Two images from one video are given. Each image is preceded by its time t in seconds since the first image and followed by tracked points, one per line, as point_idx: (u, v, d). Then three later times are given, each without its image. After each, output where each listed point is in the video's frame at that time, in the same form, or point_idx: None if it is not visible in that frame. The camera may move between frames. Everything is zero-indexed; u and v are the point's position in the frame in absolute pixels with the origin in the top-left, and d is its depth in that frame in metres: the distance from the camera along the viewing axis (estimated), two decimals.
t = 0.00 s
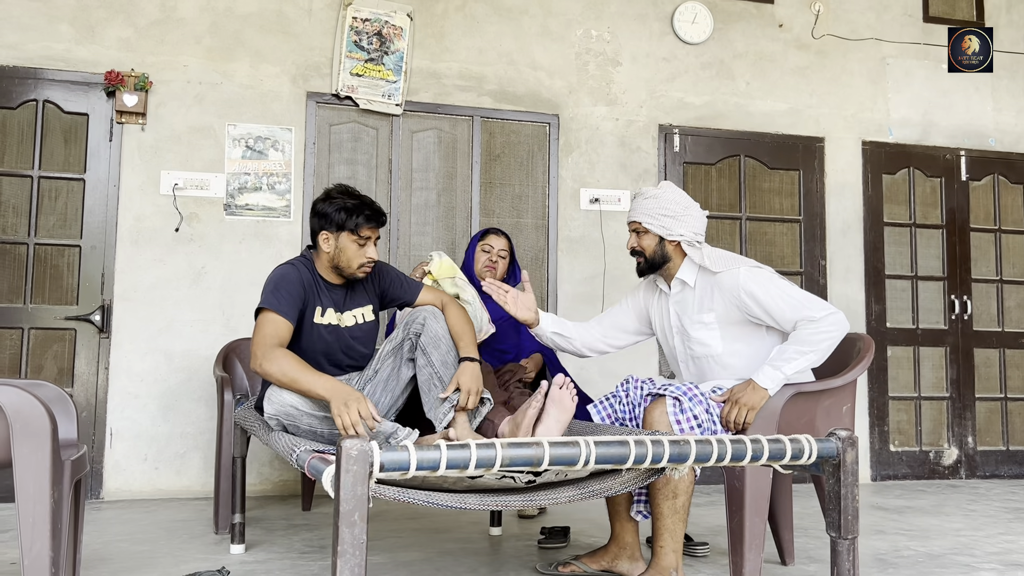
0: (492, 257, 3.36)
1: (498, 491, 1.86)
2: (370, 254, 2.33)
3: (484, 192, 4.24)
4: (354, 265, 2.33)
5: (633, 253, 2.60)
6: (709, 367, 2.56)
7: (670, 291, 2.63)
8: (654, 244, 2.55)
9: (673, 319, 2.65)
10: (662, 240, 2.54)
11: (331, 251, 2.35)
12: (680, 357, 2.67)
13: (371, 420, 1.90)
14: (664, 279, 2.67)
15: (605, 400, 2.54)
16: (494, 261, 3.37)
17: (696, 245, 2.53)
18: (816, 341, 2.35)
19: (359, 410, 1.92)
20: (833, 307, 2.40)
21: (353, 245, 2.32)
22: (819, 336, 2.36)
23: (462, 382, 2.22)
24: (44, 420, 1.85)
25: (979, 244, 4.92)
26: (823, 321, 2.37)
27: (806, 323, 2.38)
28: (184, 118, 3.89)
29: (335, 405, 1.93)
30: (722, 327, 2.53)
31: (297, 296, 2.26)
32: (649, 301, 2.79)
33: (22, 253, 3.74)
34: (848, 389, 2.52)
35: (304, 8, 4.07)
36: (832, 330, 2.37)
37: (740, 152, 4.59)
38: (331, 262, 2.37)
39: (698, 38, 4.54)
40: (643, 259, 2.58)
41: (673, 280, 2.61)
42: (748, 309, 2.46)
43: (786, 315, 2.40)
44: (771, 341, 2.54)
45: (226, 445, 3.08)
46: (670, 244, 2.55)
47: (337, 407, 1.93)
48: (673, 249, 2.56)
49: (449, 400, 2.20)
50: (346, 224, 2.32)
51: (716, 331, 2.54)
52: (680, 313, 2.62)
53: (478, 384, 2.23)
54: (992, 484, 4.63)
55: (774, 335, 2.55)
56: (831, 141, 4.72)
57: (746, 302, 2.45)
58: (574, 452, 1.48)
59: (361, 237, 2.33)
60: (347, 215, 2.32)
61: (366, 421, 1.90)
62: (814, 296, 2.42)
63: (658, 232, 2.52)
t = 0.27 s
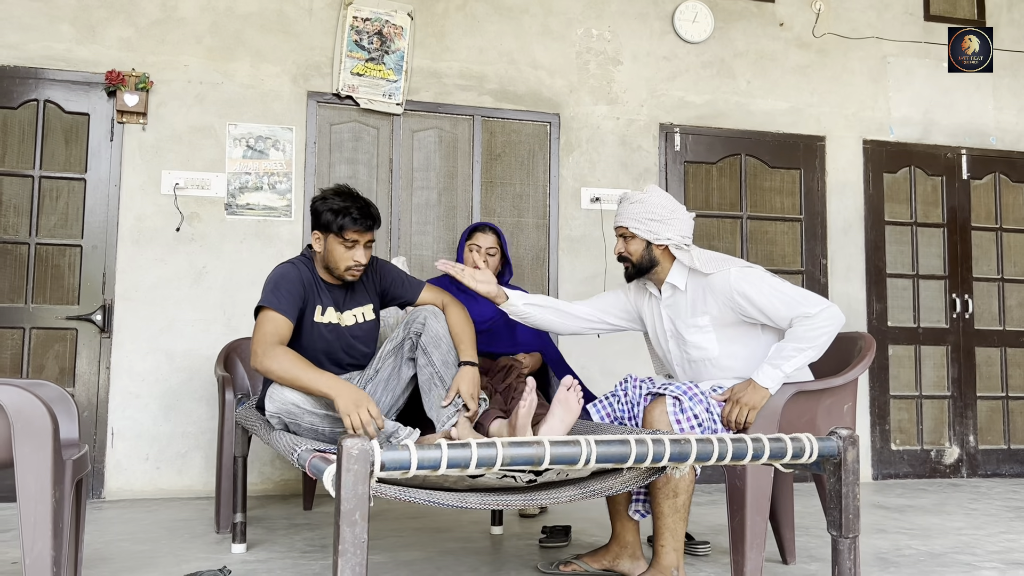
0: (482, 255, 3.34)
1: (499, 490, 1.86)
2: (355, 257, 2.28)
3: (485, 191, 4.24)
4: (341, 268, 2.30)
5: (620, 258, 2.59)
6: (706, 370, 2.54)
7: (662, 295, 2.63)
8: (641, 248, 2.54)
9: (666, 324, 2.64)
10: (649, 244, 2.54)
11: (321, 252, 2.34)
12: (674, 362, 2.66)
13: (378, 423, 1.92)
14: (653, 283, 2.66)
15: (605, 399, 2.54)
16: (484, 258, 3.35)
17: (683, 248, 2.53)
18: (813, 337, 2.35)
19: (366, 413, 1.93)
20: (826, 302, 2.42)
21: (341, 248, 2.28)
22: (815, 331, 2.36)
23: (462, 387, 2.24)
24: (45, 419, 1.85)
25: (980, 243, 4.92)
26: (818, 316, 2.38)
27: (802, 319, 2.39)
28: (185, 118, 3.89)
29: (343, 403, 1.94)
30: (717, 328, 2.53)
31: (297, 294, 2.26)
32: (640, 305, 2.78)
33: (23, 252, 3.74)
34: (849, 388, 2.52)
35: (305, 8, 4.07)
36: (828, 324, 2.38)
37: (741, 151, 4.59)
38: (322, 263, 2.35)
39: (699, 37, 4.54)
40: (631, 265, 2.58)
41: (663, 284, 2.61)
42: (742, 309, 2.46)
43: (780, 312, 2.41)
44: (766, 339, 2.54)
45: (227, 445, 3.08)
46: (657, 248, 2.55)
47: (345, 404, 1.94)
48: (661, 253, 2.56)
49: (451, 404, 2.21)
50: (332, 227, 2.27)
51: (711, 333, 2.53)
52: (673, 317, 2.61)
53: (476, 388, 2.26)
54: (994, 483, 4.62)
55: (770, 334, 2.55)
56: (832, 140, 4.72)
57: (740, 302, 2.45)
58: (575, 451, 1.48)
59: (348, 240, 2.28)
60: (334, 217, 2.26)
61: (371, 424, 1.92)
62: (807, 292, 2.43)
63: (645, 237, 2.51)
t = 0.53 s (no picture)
0: (474, 256, 3.34)
1: (500, 489, 1.86)
2: (336, 255, 2.28)
3: (486, 190, 4.24)
4: (327, 267, 2.31)
5: (623, 254, 2.60)
6: (705, 367, 2.54)
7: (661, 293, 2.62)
8: (643, 244, 2.55)
9: (666, 321, 2.64)
10: (651, 241, 2.54)
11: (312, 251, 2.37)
12: (674, 359, 2.66)
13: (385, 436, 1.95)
14: (654, 280, 2.66)
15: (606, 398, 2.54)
16: (476, 258, 3.35)
17: (685, 244, 2.53)
18: (813, 336, 2.36)
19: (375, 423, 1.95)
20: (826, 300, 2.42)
21: (325, 246, 2.29)
22: (815, 330, 2.37)
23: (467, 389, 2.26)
24: (46, 418, 1.85)
25: (982, 242, 4.91)
26: (818, 314, 2.38)
27: (802, 317, 2.39)
28: (186, 117, 3.89)
29: (357, 406, 1.94)
30: (717, 326, 2.53)
31: (297, 294, 2.26)
32: (641, 304, 2.78)
33: (24, 252, 3.74)
34: (850, 387, 2.51)
35: (305, 7, 4.07)
36: (828, 322, 2.38)
37: (742, 150, 4.58)
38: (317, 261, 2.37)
39: (699, 36, 4.54)
40: (634, 260, 2.58)
41: (664, 282, 2.60)
42: (742, 307, 2.46)
43: (780, 310, 2.41)
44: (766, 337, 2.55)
45: (228, 444, 3.08)
46: (659, 244, 2.55)
47: (358, 407, 1.95)
48: (662, 249, 2.55)
49: (455, 404, 2.20)
50: (313, 226, 2.29)
51: (711, 330, 2.53)
52: (673, 314, 2.61)
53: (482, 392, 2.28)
54: (995, 481, 4.62)
55: (769, 331, 2.55)
56: (833, 139, 4.71)
57: (740, 301, 2.44)
58: (576, 450, 1.48)
59: (331, 236, 2.28)
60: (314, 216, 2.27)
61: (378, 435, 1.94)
62: (807, 291, 2.43)
63: (647, 232, 2.52)
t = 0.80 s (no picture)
0: (473, 258, 3.34)
1: (500, 489, 1.86)
2: (341, 250, 2.28)
3: (486, 189, 4.24)
4: (331, 264, 2.31)
5: (637, 245, 2.63)
6: (711, 360, 2.57)
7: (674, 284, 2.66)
8: (658, 235, 2.58)
9: (677, 313, 2.67)
10: (666, 231, 2.57)
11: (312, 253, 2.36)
12: (682, 351, 2.68)
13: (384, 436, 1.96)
14: (668, 271, 2.70)
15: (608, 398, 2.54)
16: (476, 259, 3.35)
17: (699, 236, 2.56)
18: (817, 337, 2.34)
19: (376, 422, 1.96)
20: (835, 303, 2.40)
21: (326, 242, 2.30)
22: (820, 332, 2.35)
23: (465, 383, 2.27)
24: (47, 417, 1.85)
25: (983, 240, 4.91)
26: (824, 316, 2.36)
27: (808, 318, 2.38)
28: (186, 116, 3.89)
29: (357, 404, 1.95)
30: (724, 320, 2.55)
31: (294, 295, 2.26)
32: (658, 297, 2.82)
33: (25, 251, 3.74)
34: (851, 385, 2.51)
35: (305, 6, 4.07)
36: (835, 325, 2.36)
37: (742, 148, 4.58)
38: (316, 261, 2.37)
39: (700, 35, 4.54)
40: (648, 251, 2.62)
41: (677, 273, 2.65)
42: (750, 302, 2.47)
43: (787, 309, 2.41)
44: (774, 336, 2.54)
45: (228, 443, 3.09)
46: (674, 235, 2.58)
47: (358, 405, 1.95)
48: (677, 240, 2.59)
49: (456, 402, 2.24)
50: (314, 224, 2.29)
51: (719, 324, 2.55)
52: (683, 306, 2.64)
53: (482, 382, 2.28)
54: (996, 479, 4.62)
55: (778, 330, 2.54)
56: (833, 137, 4.71)
57: (748, 295, 2.46)
58: (577, 448, 1.48)
59: (332, 230, 2.29)
60: (314, 212, 2.29)
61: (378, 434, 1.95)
62: (818, 292, 2.41)
63: (662, 223, 2.55)
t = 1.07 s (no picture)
0: (477, 258, 3.34)
1: (502, 488, 1.87)
2: (370, 234, 2.38)
3: (487, 188, 4.23)
4: (358, 250, 2.36)
5: (651, 238, 2.64)
6: (716, 353, 2.57)
7: (686, 277, 2.67)
8: (672, 228, 2.59)
9: (687, 306, 2.68)
10: (680, 225, 2.59)
11: (333, 244, 2.35)
12: (689, 344, 2.68)
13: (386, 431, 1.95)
14: (680, 265, 2.71)
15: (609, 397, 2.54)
16: (480, 259, 3.35)
17: (712, 231, 2.57)
18: (822, 338, 2.33)
19: (377, 418, 1.96)
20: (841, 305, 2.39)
21: (351, 230, 2.35)
22: (827, 330, 2.34)
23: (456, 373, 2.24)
24: (48, 417, 1.85)
25: (983, 238, 4.91)
26: (830, 315, 2.35)
27: (815, 316, 2.36)
28: (187, 115, 3.89)
29: (358, 400, 1.95)
30: (731, 314, 2.54)
31: (291, 294, 2.26)
32: (669, 293, 2.82)
33: (26, 251, 3.74)
34: (852, 384, 2.51)
35: (306, 5, 4.07)
36: (841, 326, 2.35)
37: (743, 147, 4.58)
38: (332, 257, 2.36)
39: (700, 33, 4.53)
40: (660, 244, 2.62)
41: (688, 267, 2.66)
42: (758, 296, 2.47)
43: (794, 306, 2.40)
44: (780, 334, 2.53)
45: (230, 442, 3.09)
46: (687, 228, 2.60)
47: (359, 400, 1.95)
48: (690, 234, 2.61)
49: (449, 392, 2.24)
50: (338, 213, 2.35)
51: (726, 317, 2.55)
52: (693, 299, 2.65)
53: (473, 372, 2.25)
54: (997, 478, 4.62)
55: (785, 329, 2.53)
56: (834, 136, 4.71)
57: (756, 289, 2.46)
58: (577, 447, 1.48)
59: (356, 219, 2.37)
60: (336, 203, 2.36)
61: (380, 430, 1.95)
62: (825, 292, 2.41)
63: (676, 217, 2.56)
